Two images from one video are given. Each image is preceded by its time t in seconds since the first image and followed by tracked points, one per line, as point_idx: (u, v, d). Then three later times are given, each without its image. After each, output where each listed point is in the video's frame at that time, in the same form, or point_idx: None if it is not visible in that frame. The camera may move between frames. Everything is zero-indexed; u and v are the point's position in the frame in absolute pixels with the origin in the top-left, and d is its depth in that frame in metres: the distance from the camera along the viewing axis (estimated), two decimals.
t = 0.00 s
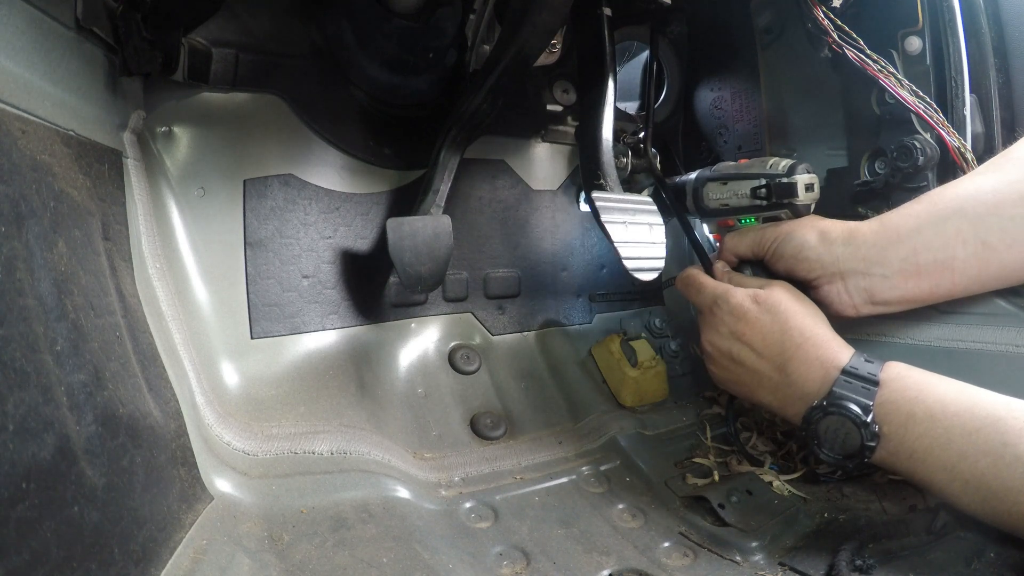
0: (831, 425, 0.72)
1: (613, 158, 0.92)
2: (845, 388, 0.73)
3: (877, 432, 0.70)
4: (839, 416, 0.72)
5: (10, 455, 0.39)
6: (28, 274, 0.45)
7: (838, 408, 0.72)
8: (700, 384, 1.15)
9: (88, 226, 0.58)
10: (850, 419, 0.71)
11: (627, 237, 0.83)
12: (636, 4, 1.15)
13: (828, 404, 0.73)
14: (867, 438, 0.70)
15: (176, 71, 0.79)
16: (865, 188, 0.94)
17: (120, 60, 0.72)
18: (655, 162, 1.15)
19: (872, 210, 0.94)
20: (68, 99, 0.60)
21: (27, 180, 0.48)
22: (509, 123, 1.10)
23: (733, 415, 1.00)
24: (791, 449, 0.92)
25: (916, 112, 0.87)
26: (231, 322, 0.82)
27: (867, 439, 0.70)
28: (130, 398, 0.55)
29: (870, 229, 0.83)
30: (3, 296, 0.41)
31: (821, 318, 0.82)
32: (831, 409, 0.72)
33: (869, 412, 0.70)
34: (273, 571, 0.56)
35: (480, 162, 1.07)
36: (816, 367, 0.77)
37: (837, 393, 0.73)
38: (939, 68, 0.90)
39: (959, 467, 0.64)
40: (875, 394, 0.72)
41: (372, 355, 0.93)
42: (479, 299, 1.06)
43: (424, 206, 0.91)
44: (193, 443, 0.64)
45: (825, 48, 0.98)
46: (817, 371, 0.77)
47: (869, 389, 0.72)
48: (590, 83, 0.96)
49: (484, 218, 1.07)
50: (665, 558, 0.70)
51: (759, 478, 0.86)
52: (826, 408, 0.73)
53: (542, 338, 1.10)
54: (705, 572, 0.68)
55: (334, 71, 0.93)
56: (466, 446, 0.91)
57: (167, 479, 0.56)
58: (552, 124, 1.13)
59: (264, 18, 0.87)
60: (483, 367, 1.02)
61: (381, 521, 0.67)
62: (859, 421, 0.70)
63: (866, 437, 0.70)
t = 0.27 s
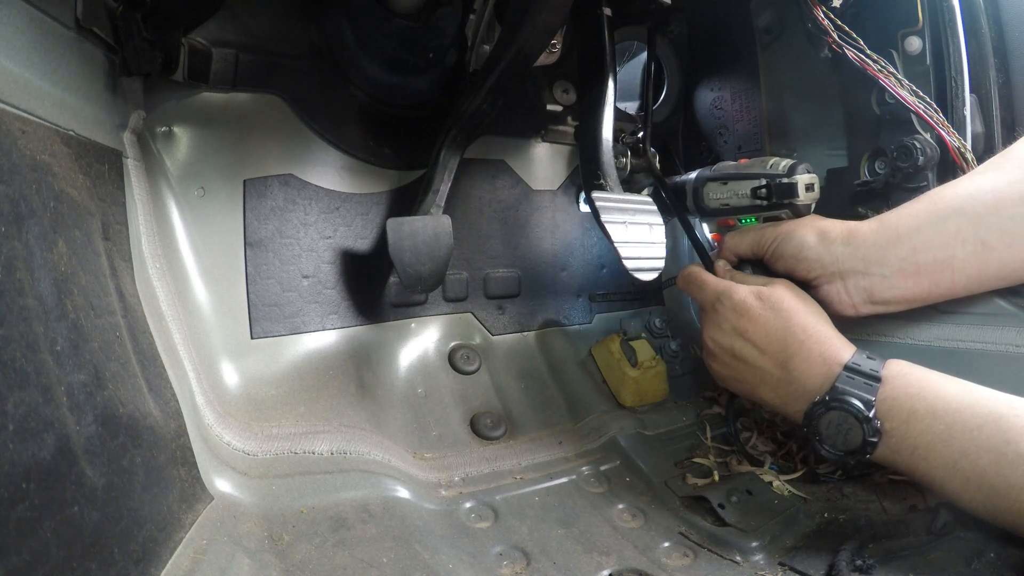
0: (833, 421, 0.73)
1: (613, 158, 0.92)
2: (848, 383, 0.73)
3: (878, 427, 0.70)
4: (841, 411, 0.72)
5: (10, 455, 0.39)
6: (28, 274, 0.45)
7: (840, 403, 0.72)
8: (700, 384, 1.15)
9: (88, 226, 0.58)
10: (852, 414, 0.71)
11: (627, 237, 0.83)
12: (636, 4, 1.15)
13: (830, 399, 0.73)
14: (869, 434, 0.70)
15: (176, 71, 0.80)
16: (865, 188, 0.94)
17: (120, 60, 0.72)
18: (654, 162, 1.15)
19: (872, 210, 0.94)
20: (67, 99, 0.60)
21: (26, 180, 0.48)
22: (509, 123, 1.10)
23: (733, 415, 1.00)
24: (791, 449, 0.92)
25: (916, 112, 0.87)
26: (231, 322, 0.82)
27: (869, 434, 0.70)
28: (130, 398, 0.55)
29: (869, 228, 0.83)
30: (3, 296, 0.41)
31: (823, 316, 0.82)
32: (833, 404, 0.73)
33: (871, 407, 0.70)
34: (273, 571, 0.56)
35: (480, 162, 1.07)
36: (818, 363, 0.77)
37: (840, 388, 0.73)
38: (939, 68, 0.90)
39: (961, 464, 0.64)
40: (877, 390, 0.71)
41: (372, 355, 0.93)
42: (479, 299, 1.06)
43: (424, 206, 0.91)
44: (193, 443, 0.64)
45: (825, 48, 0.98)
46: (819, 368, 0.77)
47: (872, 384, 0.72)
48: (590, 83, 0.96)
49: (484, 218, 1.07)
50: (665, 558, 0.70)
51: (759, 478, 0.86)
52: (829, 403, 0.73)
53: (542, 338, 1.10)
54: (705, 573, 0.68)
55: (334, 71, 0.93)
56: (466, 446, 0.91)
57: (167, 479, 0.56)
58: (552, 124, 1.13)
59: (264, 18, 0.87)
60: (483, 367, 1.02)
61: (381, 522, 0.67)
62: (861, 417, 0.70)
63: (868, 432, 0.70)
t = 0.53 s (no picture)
0: (833, 420, 0.72)
1: (613, 158, 0.92)
2: (848, 382, 0.73)
3: (878, 426, 0.69)
4: (841, 411, 0.72)
5: (10, 455, 0.39)
6: (28, 274, 0.45)
7: (840, 402, 0.72)
8: (700, 384, 1.15)
9: (88, 226, 0.58)
10: (852, 414, 0.71)
11: (627, 237, 0.83)
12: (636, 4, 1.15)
13: (830, 399, 0.73)
14: (869, 433, 0.70)
15: (175, 71, 0.79)
16: (865, 187, 0.94)
17: (120, 60, 0.72)
18: (654, 162, 1.15)
19: (872, 210, 0.94)
20: (67, 99, 0.60)
21: (27, 180, 0.48)
22: (509, 123, 1.10)
23: (733, 415, 1.00)
24: (791, 449, 0.92)
25: (916, 112, 0.87)
26: (231, 322, 0.82)
27: (869, 434, 0.70)
28: (130, 398, 0.55)
29: (869, 227, 0.83)
30: (3, 296, 0.41)
31: (822, 316, 0.83)
32: (834, 404, 0.72)
33: (871, 406, 0.70)
34: (273, 571, 0.56)
35: (480, 161, 1.07)
36: (819, 363, 0.77)
37: (840, 387, 0.73)
38: (939, 68, 0.90)
39: (961, 464, 0.64)
40: (877, 390, 0.71)
41: (372, 355, 0.93)
42: (479, 299, 1.06)
43: (424, 206, 0.91)
44: (193, 443, 0.64)
45: (825, 48, 0.98)
46: (820, 367, 0.77)
47: (872, 384, 0.72)
48: (590, 83, 0.96)
49: (484, 218, 1.07)
50: (665, 558, 0.70)
51: (759, 478, 0.86)
52: (829, 402, 0.73)
53: (542, 338, 1.10)
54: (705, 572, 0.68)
55: (334, 71, 0.93)
56: (466, 446, 0.91)
57: (167, 479, 0.56)
58: (552, 124, 1.13)
59: (264, 18, 0.87)
60: (483, 367, 1.02)
61: (381, 521, 0.67)
62: (861, 416, 0.70)
63: (868, 432, 0.70)
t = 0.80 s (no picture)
0: (835, 419, 0.73)
1: (613, 158, 0.92)
2: (850, 381, 0.73)
3: (880, 425, 0.69)
4: (843, 409, 0.72)
5: (10, 455, 0.39)
6: (28, 274, 0.45)
7: (842, 401, 0.72)
8: (700, 384, 1.15)
9: (88, 226, 0.58)
10: (854, 412, 0.71)
11: (627, 237, 0.83)
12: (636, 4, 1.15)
13: (832, 397, 0.73)
14: (871, 432, 0.70)
15: (176, 71, 0.79)
16: (865, 187, 0.94)
17: (120, 60, 0.72)
18: (654, 162, 1.15)
19: (872, 210, 0.94)
20: (67, 99, 0.60)
21: (26, 180, 0.48)
22: (509, 123, 1.10)
23: (733, 415, 1.00)
24: (791, 449, 0.92)
25: (916, 112, 0.87)
26: (231, 322, 0.82)
27: (871, 433, 0.70)
28: (130, 398, 0.55)
29: (870, 228, 0.83)
30: (3, 296, 0.41)
31: (823, 316, 0.83)
32: (836, 402, 0.72)
33: (874, 405, 0.70)
34: (273, 572, 0.56)
35: (480, 162, 1.07)
36: (821, 361, 0.77)
37: (842, 386, 0.73)
38: (939, 68, 0.90)
39: (962, 463, 0.64)
40: (879, 388, 0.71)
41: (372, 355, 0.93)
42: (479, 299, 1.06)
43: (424, 206, 0.91)
44: (193, 443, 0.64)
45: (825, 48, 0.98)
46: (823, 365, 0.77)
47: (874, 383, 0.72)
48: (590, 83, 0.96)
49: (484, 218, 1.07)
50: (665, 557, 0.70)
51: (759, 478, 0.86)
52: (831, 401, 0.73)
53: (542, 338, 1.10)
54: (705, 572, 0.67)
55: (334, 71, 0.93)
56: (466, 446, 0.91)
57: (167, 479, 0.56)
58: (552, 124, 1.13)
59: (264, 18, 0.87)
60: (483, 367, 1.02)
61: (381, 521, 0.67)
62: (863, 415, 0.70)
63: (870, 431, 0.70)
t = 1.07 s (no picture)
0: (836, 416, 0.73)
1: (613, 158, 0.92)
2: (851, 379, 0.73)
3: (882, 423, 0.69)
4: (844, 407, 0.72)
5: (10, 455, 0.39)
6: (28, 274, 0.45)
7: (844, 398, 0.72)
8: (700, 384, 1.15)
9: (88, 226, 0.58)
10: (856, 410, 0.71)
11: (627, 237, 0.83)
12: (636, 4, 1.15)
13: (833, 395, 0.73)
14: (872, 430, 0.70)
15: (175, 71, 0.79)
16: (866, 188, 0.94)
17: (120, 60, 0.72)
18: (654, 161, 1.15)
19: (873, 211, 0.94)
20: (67, 99, 0.60)
21: (26, 180, 0.48)
22: (509, 123, 1.10)
23: (733, 415, 1.00)
24: (791, 449, 0.92)
25: (916, 112, 0.87)
26: (231, 322, 0.82)
27: (872, 430, 0.70)
28: (130, 398, 0.55)
29: (870, 228, 0.83)
30: (3, 296, 0.41)
31: (824, 314, 0.83)
32: (837, 400, 0.72)
33: (875, 403, 0.70)
34: (273, 571, 0.56)
35: (480, 161, 1.07)
36: (823, 359, 0.77)
37: (844, 383, 0.73)
38: (939, 68, 0.90)
39: (964, 462, 0.64)
40: (880, 386, 0.71)
41: (372, 355, 0.93)
42: (479, 299, 1.06)
43: (424, 206, 0.91)
44: (193, 444, 0.64)
45: (825, 48, 0.98)
46: (824, 364, 0.77)
47: (875, 380, 0.72)
48: (591, 83, 0.96)
49: (484, 218, 1.07)
50: (665, 557, 0.70)
51: (759, 478, 0.86)
52: (832, 398, 0.73)
53: (542, 338, 1.10)
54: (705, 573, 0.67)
55: (334, 71, 0.93)
56: (466, 446, 0.91)
57: (167, 479, 0.56)
58: (552, 124, 1.13)
59: (264, 18, 0.87)
60: (483, 367, 1.02)
61: (381, 522, 0.67)
62: (864, 413, 0.70)
63: (872, 429, 0.70)
